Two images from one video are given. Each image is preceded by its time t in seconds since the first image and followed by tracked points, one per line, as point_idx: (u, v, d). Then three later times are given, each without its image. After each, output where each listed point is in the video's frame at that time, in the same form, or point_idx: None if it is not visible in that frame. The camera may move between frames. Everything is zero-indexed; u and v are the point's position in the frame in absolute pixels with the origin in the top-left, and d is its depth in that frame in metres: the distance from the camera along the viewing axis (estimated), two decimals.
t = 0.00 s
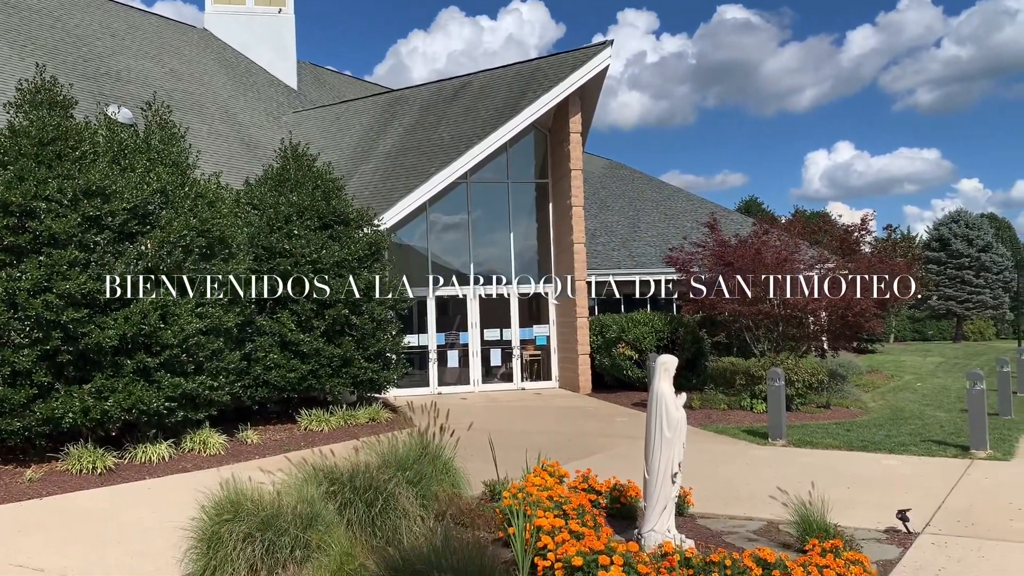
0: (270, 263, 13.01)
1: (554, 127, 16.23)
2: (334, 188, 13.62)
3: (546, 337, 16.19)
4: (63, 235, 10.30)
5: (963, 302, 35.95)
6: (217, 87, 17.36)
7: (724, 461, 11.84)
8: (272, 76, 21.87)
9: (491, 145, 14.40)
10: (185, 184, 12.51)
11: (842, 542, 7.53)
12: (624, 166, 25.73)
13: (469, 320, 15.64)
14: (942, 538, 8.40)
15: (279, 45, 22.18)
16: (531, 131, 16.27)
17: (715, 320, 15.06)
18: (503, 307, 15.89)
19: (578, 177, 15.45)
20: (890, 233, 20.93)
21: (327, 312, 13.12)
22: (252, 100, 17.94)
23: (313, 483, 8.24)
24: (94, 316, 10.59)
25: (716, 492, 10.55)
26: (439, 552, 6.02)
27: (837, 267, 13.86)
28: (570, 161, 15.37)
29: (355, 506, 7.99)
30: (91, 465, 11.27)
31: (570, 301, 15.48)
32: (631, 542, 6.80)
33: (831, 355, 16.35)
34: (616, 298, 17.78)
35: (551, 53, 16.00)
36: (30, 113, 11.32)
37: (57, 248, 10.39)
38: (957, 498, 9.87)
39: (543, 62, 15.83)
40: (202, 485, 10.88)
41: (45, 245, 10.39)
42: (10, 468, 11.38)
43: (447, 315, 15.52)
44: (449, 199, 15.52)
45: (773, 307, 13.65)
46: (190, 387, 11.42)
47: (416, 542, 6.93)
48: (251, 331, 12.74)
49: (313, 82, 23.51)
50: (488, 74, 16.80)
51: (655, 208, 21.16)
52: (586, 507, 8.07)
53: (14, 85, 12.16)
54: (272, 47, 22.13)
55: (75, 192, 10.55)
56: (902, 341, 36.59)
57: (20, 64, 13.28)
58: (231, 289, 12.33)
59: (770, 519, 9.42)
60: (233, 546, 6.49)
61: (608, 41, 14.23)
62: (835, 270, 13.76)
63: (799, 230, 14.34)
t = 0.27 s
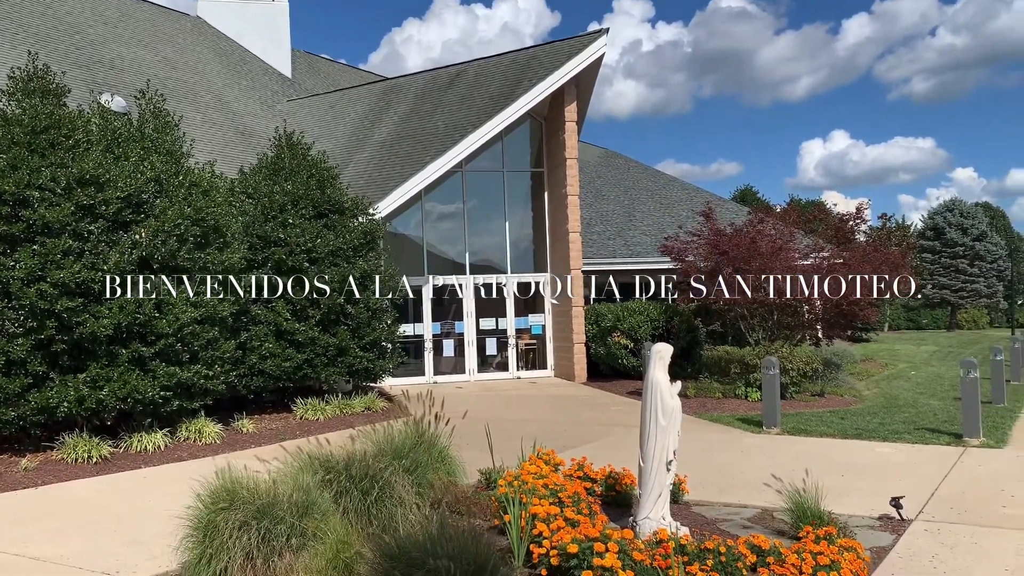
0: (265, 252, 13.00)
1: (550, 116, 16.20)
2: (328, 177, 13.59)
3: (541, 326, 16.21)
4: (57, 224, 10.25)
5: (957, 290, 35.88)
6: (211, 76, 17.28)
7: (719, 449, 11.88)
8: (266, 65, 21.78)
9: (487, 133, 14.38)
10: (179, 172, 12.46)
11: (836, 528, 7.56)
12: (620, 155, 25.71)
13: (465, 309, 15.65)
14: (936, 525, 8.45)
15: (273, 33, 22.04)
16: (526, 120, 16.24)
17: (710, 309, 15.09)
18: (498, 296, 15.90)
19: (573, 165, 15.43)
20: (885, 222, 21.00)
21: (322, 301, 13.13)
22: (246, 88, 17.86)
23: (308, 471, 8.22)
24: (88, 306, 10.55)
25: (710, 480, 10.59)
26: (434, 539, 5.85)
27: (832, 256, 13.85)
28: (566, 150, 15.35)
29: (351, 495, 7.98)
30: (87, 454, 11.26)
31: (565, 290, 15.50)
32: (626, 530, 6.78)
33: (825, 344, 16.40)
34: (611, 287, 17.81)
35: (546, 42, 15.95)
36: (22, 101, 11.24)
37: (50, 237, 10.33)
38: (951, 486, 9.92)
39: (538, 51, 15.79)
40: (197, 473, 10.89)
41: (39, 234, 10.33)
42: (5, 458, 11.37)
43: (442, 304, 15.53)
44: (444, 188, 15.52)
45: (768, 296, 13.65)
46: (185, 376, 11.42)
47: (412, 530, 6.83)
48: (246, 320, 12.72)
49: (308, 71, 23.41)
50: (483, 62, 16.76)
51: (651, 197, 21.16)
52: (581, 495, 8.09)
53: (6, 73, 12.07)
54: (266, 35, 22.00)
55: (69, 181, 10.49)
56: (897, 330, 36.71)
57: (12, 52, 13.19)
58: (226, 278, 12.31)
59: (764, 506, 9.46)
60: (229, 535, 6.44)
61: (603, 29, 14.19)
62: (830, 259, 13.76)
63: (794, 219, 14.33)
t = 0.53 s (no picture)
0: (259, 242, 12.97)
1: (545, 105, 16.18)
2: (323, 166, 13.57)
3: (537, 316, 16.22)
4: (50, 213, 10.19)
5: (952, 280, 36.05)
6: (204, 65, 17.20)
7: (713, 438, 11.92)
8: (260, 54, 21.66)
9: (482, 123, 14.35)
10: (172, 162, 12.41)
11: (830, 517, 7.58)
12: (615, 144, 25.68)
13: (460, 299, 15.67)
14: (929, 513, 8.48)
15: (267, 22, 21.84)
16: (522, 109, 16.21)
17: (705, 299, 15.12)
18: (493, 286, 15.92)
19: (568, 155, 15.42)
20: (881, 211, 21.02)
21: (317, 291, 13.14)
22: (240, 77, 17.78)
23: (303, 461, 8.20)
24: (82, 296, 10.52)
25: (704, 469, 10.62)
26: (430, 529, 5.76)
27: (827, 246, 13.95)
28: (561, 139, 15.33)
29: (346, 484, 7.98)
30: (82, 444, 11.25)
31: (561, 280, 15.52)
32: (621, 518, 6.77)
33: (820, 334, 16.45)
34: (607, 277, 17.83)
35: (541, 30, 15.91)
36: (15, 90, 11.16)
37: (44, 227, 10.27)
38: (944, 474, 9.97)
39: (533, 39, 15.76)
40: (192, 463, 10.90)
41: (32, 224, 10.27)
42: None
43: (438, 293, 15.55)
44: (439, 178, 15.50)
45: (763, 286, 13.65)
46: (180, 366, 11.40)
47: (407, 519, 6.79)
48: (241, 310, 12.72)
49: (302, 60, 23.30)
50: (478, 51, 16.71)
51: (646, 187, 21.17)
52: (576, 484, 8.10)
53: None
54: (261, 25, 21.77)
55: (62, 170, 10.44)
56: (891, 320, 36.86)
57: (4, 40, 13.10)
58: (221, 268, 12.28)
59: (758, 495, 9.50)
60: (225, 524, 6.45)
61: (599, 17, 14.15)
62: (825, 249, 13.85)
63: (788, 209, 14.30)
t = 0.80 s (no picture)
0: (254, 232, 12.94)
1: (541, 95, 16.16)
2: (317, 156, 13.54)
3: (532, 307, 16.23)
4: (44, 202, 10.14)
5: (946, 272, 36.15)
6: (199, 53, 17.13)
7: (708, 428, 11.95)
8: (254, 42, 21.55)
9: (478, 113, 14.33)
10: (166, 151, 12.36)
11: (824, 507, 7.61)
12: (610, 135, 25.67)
13: (455, 289, 15.68)
14: (922, 503, 8.52)
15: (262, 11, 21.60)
16: (517, 100, 16.20)
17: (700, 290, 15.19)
18: (489, 276, 15.94)
19: (564, 146, 15.42)
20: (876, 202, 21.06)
21: (312, 281, 13.12)
22: (234, 66, 17.71)
23: (298, 450, 8.16)
24: (76, 285, 10.48)
25: (698, 459, 10.64)
26: (424, 518, 5.64)
27: (822, 237, 14.02)
28: (557, 130, 15.32)
29: (341, 473, 7.97)
30: (76, 434, 11.24)
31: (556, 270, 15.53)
32: (615, 507, 6.77)
33: (814, 325, 16.50)
34: (602, 267, 17.85)
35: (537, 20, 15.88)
36: (8, 77, 11.09)
37: (37, 216, 10.22)
38: (937, 465, 10.01)
39: (529, 29, 15.73)
40: (187, 452, 10.90)
41: (25, 212, 10.21)
42: None
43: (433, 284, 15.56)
44: (434, 169, 15.50)
45: (758, 277, 13.66)
46: (174, 356, 11.38)
47: (402, 509, 6.77)
48: (236, 300, 12.72)
49: (296, 49, 23.20)
50: (474, 41, 16.67)
51: (642, 177, 21.17)
52: (570, 474, 8.09)
53: None
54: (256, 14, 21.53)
55: (55, 159, 10.38)
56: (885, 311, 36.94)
57: None
58: (215, 258, 12.26)
59: (752, 485, 9.52)
60: (219, 513, 6.45)
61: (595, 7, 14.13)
62: (820, 240, 13.92)
63: (784, 200, 14.38)
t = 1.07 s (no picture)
0: (248, 221, 12.91)
1: (536, 86, 16.14)
2: (312, 145, 13.51)
3: (526, 298, 16.25)
4: (37, 190, 10.08)
5: (939, 265, 36.25)
6: (193, 41, 17.05)
7: (701, 418, 11.98)
8: (248, 31, 21.44)
9: (473, 102, 14.30)
10: (160, 139, 12.31)
11: (816, 497, 7.63)
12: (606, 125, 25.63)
13: (450, 280, 15.68)
14: (914, 494, 8.55)
15: None
16: (513, 90, 16.18)
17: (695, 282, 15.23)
18: (483, 267, 15.95)
19: (559, 136, 15.40)
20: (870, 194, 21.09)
21: (306, 271, 13.10)
22: (229, 54, 17.64)
23: (292, 439, 8.15)
24: (70, 274, 10.44)
25: (691, 450, 10.67)
26: (419, 507, 5.61)
27: (816, 229, 14.06)
28: (552, 121, 15.30)
29: (335, 463, 7.96)
30: (70, 422, 11.22)
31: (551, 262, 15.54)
32: (609, 497, 6.75)
33: (808, 317, 16.54)
34: (597, 259, 17.85)
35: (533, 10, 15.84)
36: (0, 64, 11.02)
37: (30, 204, 10.16)
38: (929, 456, 10.05)
39: (525, 19, 15.70)
40: (181, 441, 10.89)
41: (18, 200, 10.16)
42: None
43: (427, 274, 15.56)
44: (429, 159, 15.49)
45: (752, 269, 13.66)
46: (168, 345, 11.35)
47: (396, 497, 6.75)
48: (230, 290, 12.71)
49: (291, 38, 23.09)
50: (469, 30, 16.62)
51: (637, 169, 21.17)
52: (564, 464, 8.08)
53: None
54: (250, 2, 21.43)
55: (49, 146, 10.32)
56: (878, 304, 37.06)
57: None
58: (209, 247, 12.24)
59: (745, 475, 9.55)
60: (213, 502, 6.44)
61: None
62: (814, 232, 13.96)
63: (779, 192, 14.40)
